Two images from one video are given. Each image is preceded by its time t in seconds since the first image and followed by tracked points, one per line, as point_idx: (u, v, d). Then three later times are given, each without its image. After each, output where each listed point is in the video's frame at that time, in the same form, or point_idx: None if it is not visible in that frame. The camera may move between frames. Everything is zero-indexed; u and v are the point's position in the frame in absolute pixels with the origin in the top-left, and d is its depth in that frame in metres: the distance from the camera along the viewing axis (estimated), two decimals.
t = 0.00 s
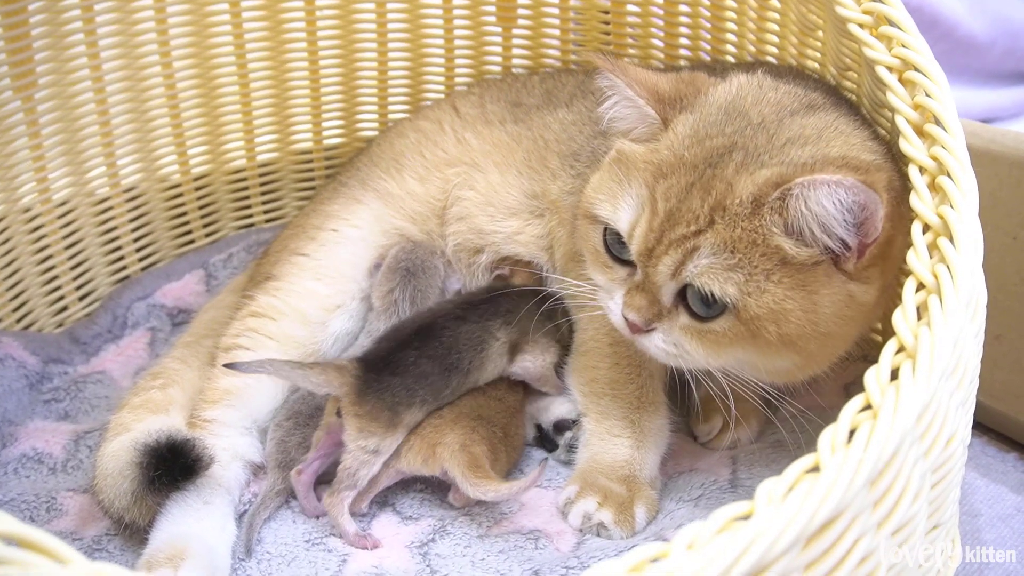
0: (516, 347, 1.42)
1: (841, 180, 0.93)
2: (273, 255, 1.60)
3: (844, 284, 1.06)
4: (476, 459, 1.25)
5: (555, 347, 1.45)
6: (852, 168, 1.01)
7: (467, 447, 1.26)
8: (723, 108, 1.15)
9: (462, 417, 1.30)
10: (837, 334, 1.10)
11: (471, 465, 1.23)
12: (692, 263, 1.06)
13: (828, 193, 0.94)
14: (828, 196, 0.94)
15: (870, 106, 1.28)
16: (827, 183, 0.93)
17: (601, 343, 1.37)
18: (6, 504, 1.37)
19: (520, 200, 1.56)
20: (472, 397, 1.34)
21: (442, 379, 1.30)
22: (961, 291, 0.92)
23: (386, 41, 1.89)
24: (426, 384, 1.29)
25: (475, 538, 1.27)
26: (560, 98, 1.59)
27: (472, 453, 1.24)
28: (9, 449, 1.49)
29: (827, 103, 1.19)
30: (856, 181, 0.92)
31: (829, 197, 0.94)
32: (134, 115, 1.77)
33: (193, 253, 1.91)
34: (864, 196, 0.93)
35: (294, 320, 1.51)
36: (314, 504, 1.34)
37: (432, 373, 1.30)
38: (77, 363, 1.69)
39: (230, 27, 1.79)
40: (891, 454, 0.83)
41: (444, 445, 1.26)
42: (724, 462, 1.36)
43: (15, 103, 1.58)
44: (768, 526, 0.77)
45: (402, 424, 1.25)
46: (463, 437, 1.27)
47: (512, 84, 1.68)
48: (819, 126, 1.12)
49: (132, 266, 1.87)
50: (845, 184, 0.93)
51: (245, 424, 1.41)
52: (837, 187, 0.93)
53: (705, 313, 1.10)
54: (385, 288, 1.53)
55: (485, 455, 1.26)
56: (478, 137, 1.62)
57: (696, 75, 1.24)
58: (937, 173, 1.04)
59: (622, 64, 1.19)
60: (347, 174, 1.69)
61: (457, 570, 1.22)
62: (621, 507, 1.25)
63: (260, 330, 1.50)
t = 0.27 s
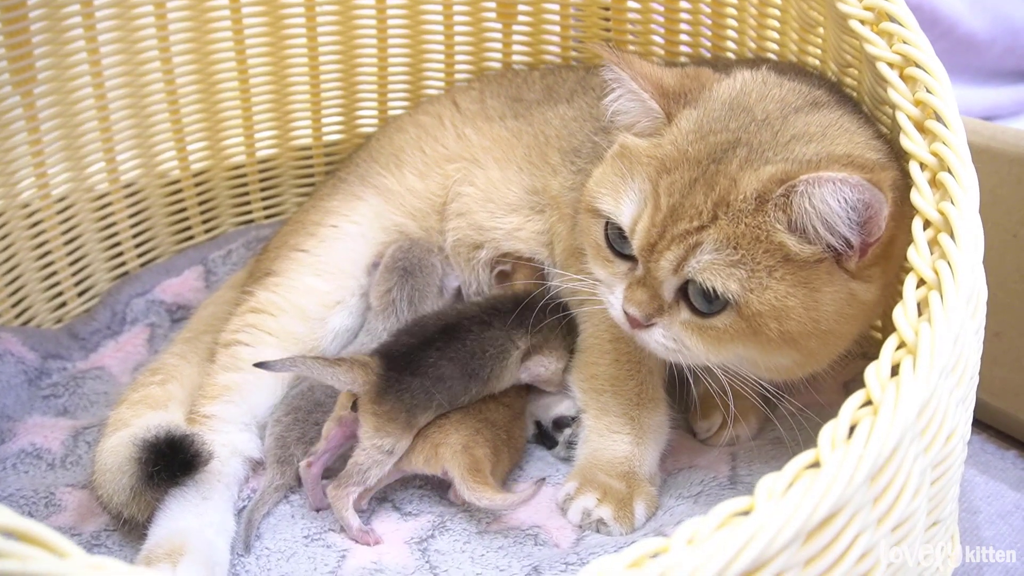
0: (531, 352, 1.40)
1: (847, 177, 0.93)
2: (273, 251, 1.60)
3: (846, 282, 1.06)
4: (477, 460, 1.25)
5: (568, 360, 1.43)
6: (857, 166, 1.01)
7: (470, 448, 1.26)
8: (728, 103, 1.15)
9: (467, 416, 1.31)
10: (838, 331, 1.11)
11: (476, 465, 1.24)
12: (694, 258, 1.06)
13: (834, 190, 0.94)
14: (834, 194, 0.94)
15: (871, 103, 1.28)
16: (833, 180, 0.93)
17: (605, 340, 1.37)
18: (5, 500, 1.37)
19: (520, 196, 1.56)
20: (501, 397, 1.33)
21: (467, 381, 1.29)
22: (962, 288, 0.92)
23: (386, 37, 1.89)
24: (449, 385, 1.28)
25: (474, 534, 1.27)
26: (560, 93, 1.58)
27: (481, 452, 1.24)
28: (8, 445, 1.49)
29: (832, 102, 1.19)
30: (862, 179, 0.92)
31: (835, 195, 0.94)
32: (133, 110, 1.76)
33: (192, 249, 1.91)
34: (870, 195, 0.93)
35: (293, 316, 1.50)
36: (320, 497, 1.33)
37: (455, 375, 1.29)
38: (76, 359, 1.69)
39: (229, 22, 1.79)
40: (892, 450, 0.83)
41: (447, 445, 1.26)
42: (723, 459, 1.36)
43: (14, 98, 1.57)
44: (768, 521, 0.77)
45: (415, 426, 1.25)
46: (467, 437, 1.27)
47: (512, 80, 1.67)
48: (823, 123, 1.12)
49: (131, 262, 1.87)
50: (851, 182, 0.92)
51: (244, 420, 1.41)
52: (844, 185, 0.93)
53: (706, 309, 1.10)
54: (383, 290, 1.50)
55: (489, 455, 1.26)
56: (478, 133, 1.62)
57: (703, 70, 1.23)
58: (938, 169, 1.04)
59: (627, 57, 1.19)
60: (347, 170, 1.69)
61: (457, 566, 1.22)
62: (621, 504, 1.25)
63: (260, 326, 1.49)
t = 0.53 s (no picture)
0: (534, 362, 1.41)
1: (848, 174, 0.93)
2: (272, 247, 1.59)
3: (846, 279, 1.06)
4: (477, 459, 1.27)
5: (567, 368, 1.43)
6: (859, 163, 1.00)
7: (472, 449, 1.27)
8: (729, 98, 1.15)
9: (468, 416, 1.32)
10: (837, 328, 1.10)
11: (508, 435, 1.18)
12: (694, 252, 1.06)
13: (834, 186, 0.93)
14: (834, 190, 0.93)
15: (871, 99, 1.28)
16: (833, 176, 0.93)
17: (604, 336, 1.37)
18: (3, 495, 1.36)
19: (519, 192, 1.56)
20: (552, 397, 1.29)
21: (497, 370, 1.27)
22: (961, 284, 0.92)
23: (385, 34, 1.88)
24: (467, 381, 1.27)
25: (472, 530, 1.27)
26: (560, 90, 1.58)
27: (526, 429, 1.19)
28: (6, 440, 1.48)
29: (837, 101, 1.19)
30: (863, 176, 0.92)
31: (835, 192, 0.93)
32: (132, 106, 1.76)
33: (191, 244, 1.90)
34: (870, 191, 0.92)
35: (291, 313, 1.49)
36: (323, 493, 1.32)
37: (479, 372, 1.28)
38: (74, 355, 1.69)
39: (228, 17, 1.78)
40: (891, 446, 0.82)
41: (447, 443, 1.28)
42: (721, 456, 1.36)
43: (13, 94, 1.57)
44: (767, 516, 0.77)
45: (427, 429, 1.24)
46: (467, 437, 1.29)
47: (512, 76, 1.67)
48: (826, 119, 1.12)
49: (130, 257, 1.87)
50: (852, 178, 0.92)
51: (242, 416, 1.40)
52: (845, 182, 0.93)
53: (705, 304, 1.09)
54: (382, 286, 1.50)
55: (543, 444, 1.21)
56: (477, 129, 1.62)
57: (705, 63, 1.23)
58: (938, 165, 1.04)
59: (630, 51, 1.19)
60: (346, 165, 1.69)
61: (455, 562, 1.22)
62: (619, 500, 1.25)
63: (261, 323, 1.47)
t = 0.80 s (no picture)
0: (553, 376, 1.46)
1: (853, 176, 0.92)
2: (270, 243, 1.59)
3: (850, 279, 1.06)
4: (465, 458, 1.25)
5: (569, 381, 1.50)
6: (866, 165, 0.99)
7: (461, 445, 1.26)
8: (738, 93, 1.14)
9: (461, 410, 1.30)
10: (839, 327, 1.10)
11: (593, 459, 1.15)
12: (699, 248, 1.06)
13: (838, 188, 0.92)
14: (838, 191, 0.93)
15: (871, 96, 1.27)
16: (838, 177, 0.92)
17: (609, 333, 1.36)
18: None
19: (518, 188, 1.55)
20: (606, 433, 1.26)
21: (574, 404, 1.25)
22: (962, 280, 0.92)
23: (384, 30, 1.87)
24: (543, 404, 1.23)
25: (471, 528, 1.27)
26: (560, 85, 1.58)
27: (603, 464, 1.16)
28: (3, 437, 1.48)
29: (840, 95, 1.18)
30: (867, 179, 0.91)
31: (838, 193, 0.93)
32: (130, 102, 1.75)
33: (189, 241, 1.90)
34: (874, 194, 0.92)
35: (290, 309, 1.50)
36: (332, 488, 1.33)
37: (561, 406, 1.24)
38: (72, 351, 1.68)
39: (227, 13, 1.77)
40: (891, 442, 0.82)
41: (439, 438, 1.26)
42: (720, 452, 1.36)
43: (10, 90, 1.56)
44: (767, 513, 0.77)
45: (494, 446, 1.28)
46: (457, 433, 1.26)
47: (511, 71, 1.67)
48: (834, 117, 1.11)
49: (127, 254, 1.86)
50: (857, 181, 0.91)
51: (240, 413, 1.41)
52: (849, 184, 0.92)
53: (708, 299, 1.09)
54: (379, 285, 1.50)
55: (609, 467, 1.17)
56: (476, 125, 1.61)
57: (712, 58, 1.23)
58: (939, 161, 1.03)
59: (637, 43, 1.18)
60: (344, 161, 1.68)
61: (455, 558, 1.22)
62: (617, 501, 1.24)
63: (257, 318, 1.48)
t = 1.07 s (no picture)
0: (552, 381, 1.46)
1: (840, 189, 0.91)
2: (266, 239, 1.58)
3: (843, 289, 1.04)
4: (448, 441, 1.24)
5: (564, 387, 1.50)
6: (863, 174, 1.00)
7: (444, 430, 1.25)
8: (745, 91, 1.14)
9: (442, 396, 1.29)
10: (830, 334, 1.09)
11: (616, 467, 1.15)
12: (692, 247, 1.05)
13: (825, 200, 0.92)
14: (826, 203, 0.92)
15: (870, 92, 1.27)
16: (826, 188, 0.92)
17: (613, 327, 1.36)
18: None
19: (516, 184, 1.55)
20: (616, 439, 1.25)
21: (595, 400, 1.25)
22: (961, 277, 0.91)
23: (382, 26, 1.87)
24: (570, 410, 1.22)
25: (467, 524, 1.27)
26: (559, 80, 1.57)
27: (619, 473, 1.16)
28: None
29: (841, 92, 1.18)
30: (854, 194, 0.91)
31: (826, 206, 0.92)
32: (126, 97, 1.74)
33: (185, 237, 1.89)
34: (859, 208, 0.91)
35: (288, 305, 1.49)
36: (324, 486, 1.32)
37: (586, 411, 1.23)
38: (67, 347, 1.67)
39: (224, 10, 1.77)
40: (890, 439, 0.82)
41: (421, 424, 1.25)
42: (717, 451, 1.36)
43: (6, 84, 1.55)
44: (764, 509, 0.76)
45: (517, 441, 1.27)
46: (439, 418, 1.26)
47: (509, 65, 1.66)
48: (839, 123, 1.10)
49: (123, 250, 1.85)
50: (842, 195, 0.91)
51: (236, 408, 1.40)
52: (836, 196, 0.91)
53: (698, 297, 1.09)
54: (376, 283, 1.49)
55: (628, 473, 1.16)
56: (474, 121, 1.61)
57: (722, 53, 1.22)
58: (938, 157, 1.03)
59: (647, 34, 1.17)
60: (342, 157, 1.67)
61: (451, 554, 1.21)
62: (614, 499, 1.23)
63: (254, 314, 1.47)
